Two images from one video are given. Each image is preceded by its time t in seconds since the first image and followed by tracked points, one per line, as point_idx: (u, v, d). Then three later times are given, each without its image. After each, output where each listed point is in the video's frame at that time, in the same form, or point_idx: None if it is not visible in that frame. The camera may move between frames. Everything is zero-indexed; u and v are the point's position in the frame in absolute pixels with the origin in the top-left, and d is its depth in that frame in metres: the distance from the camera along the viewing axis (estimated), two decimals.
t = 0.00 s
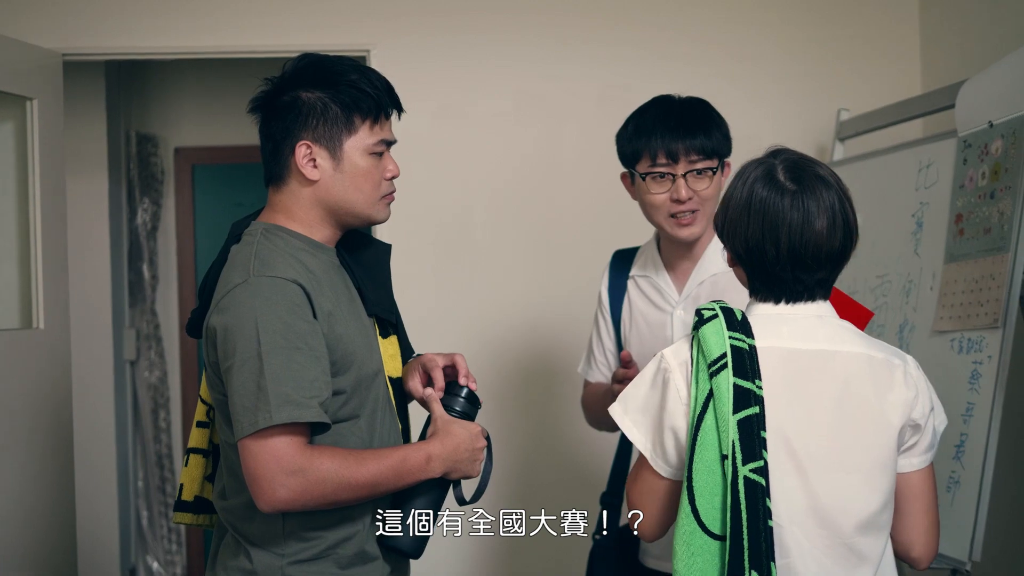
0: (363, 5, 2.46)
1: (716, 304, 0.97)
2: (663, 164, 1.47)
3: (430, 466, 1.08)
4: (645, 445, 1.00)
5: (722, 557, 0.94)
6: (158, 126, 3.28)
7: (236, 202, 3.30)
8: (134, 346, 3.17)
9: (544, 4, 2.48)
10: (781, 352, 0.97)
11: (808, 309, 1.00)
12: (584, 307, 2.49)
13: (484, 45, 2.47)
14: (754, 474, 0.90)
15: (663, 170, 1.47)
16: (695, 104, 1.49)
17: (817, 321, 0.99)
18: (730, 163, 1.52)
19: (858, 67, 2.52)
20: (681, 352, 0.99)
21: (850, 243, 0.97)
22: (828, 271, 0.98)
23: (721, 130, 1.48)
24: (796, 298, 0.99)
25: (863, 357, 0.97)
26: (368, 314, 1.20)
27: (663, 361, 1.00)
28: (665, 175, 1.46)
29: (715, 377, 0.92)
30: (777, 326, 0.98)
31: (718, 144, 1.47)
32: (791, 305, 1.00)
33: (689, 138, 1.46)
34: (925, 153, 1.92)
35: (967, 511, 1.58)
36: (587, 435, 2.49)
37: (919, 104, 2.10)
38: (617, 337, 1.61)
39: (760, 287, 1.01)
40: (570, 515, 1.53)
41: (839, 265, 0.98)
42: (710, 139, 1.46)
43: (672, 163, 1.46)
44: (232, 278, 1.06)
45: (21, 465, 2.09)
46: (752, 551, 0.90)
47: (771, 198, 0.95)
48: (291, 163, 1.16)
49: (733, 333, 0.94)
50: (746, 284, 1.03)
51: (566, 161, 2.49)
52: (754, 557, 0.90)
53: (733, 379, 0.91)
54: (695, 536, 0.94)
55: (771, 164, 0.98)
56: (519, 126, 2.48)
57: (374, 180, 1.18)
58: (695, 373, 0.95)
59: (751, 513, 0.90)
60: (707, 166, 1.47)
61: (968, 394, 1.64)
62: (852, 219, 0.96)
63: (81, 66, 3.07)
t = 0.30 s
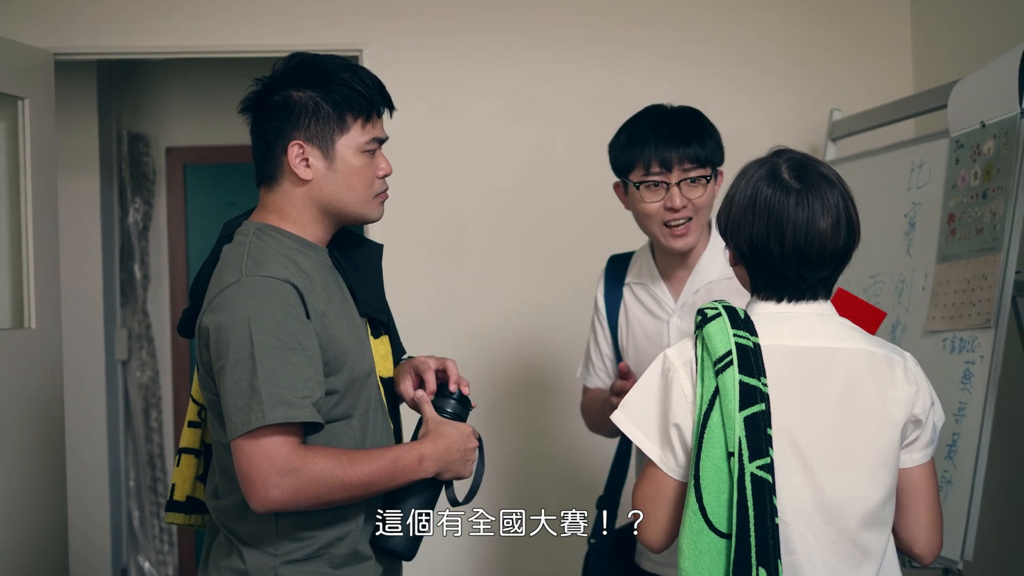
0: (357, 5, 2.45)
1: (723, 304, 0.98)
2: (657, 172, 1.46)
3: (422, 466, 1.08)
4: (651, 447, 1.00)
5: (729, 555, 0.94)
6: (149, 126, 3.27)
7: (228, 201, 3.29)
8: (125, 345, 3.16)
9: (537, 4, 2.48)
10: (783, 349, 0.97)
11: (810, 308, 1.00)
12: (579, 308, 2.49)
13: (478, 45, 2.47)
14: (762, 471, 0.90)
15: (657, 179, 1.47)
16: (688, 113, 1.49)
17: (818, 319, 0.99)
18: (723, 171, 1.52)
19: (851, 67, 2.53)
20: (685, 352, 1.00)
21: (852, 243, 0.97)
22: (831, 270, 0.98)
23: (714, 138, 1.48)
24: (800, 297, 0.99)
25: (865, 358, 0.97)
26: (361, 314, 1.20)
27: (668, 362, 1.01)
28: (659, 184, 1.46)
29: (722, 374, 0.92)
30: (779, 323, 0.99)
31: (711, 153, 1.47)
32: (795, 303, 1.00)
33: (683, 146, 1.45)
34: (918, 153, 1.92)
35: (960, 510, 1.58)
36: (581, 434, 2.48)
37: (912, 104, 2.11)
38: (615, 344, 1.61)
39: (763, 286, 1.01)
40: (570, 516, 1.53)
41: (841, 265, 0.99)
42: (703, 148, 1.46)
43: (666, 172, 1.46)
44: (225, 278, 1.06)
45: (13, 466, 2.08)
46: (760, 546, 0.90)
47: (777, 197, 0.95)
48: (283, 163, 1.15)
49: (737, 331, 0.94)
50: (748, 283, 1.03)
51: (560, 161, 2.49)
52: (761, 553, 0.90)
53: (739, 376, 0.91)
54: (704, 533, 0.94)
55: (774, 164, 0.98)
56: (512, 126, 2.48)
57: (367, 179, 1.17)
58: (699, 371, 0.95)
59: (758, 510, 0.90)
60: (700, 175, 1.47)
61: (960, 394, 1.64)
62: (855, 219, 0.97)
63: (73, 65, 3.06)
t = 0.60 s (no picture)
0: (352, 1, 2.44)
1: (705, 299, 0.98)
2: (656, 166, 1.46)
3: (415, 466, 1.08)
4: (634, 441, 1.00)
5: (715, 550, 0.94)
6: (143, 121, 3.25)
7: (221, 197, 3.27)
8: (118, 341, 3.15)
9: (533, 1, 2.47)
10: (767, 345, 0.97)
11: (789, 307, 0.99)
12: (573, 305, 2.49)
13: (474, 41, 2.46)
14: (751, 464, 0.91)
15: (656, 172, 1.46)
16: (686, 106, 1.49)
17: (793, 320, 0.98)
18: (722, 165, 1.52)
19: (846, 65, 2.53)
20: (671, 346, 1.00)
21: (834, 245, 0.97)
22: (812, 271, 0.98)
23: (713, 132, 1.49)
24: (779, 296, 0.99)
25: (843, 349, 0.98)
26: (355, 310, 1.19)
27: (652, 356, 1.00)
28: (658, 177, 1.46)
29: (709, 368, 0.93)
30: (764, 319, 0.98)
31: (710, 146, 1.47)
32: (773, 302, 0.99)
33: (683, 139, 1.46)
34: (913, 152, 1.92)
35: (953, 508, 1.59)
36: (575, 431, 2.48)
37: (907, 103, 2.11)
38: (613, 339, 1.60)
39: (744, 285, 1.00)
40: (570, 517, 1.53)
41: (823, 266, 0.99)
42: (703, 141, 1.47)
43: (666, 165, 1.46)
44: (219, 275, 1.05)
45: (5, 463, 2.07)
46: (751, 538, 0.90)
47: (761, 198, 0.95)
48: (277, 159, 1.14)
49: (722, 324, 0.94)
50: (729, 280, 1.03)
51: (555, 159, 2.48)
52: (753, 544, 0.90)
53: (726, 370, 0.92)
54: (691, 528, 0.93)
55: (760, 164, 0.98)
56: (508, 123, 2.47)
57: (361, 175, 1.17)
58: (687, 366, 0.96)
59: (749, 503, 0.91)
60: (700, 169, 1.47)
61: (954, 393, 1.65)
62: (837, 222, 0.97)
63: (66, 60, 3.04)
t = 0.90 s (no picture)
0: None
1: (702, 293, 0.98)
2: (678, 159, 1.46)
3: (415, 461, 1.08)
4: (642, 433, 0.97)
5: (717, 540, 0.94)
6: (141, 113, 3.24)
7: (220, 189, 3.26)
8: (116, 333, 3.14)
9: None
10: (770, 342, 0.97)
11: (772, 304, 1.00)
12: (572, 299, 2.49)
13: (473, 33, 2.46)
14: (756, 456, 0.93)
15: (677, 165, 1.46)
16: (700, 98, 1.49)
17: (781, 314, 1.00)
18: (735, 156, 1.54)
19: (845, 59, 2.53)
20: (673, 338, 0.98)
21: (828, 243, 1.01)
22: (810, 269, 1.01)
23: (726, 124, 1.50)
24: (779, 295, 1.00)
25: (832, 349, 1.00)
26: (355, 302, 1.19)
27: (656, 348, 0.98)
28: (680, 170, 1.45)
29: (716, 361, 0.93)
30: (753, 315, 0.98)
31: (727, 138, 1.49)
32: (767, 300, 1.00)
33: (704, 131, 1.46)
34: (912, 146, 1.92)
35: (953, 501, 1.59)
36: (573, 424, 2.48)
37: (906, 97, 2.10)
38: (612, 331, 1.60)
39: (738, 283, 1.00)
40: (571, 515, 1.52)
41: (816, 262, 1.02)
42: (721, 133, 1.48)
43: (686, 158, 1.46)
44: (221, 267, 1.05)
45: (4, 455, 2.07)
46: (751, 530, 0.93)
47: (773, 205, 0.95)
48: (279, 150, 1.14)
49: (728, 319, 0.95)
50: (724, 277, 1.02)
51: (554, 152, 2.48)
52: (755, 535, 0.93)
53: (733, 363, 0.93)
54: (696, 517, 0.94)
55: (767, 167, 0.97)
56: (506, 115, 2.46)
57: (362, 166, 1.16)
58: (694, 357, 0.95)
59: (752, 494, 0.92)
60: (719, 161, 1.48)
61: (954, 387, 1.65)
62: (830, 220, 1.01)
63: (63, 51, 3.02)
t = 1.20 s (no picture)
0: None
1: (752, 291, 1.07)
2: (688, 150, 1.46)
3: (422, 458, 1.08)
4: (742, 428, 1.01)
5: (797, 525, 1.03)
6: (144, 104, 3.24)
7: (223, 181, 3.27)
8: (119, 324, 3.13)
9: None
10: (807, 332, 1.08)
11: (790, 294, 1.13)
12: (576, 292, 2.49)
13: (477, 25, 2.45)
14: (824, 443, 1.03)
15: (687, 156, 1.46)
16: (716, 89, 1.49)
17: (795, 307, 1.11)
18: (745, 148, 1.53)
19: (850, 51, 2.52)
20: (740, 334, 1.04)
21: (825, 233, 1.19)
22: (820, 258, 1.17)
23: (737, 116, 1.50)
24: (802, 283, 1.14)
25: (850, 348, 1.12)
26: (362, 293, 1.19)
27: (729, 345, 1.03)
28: (689, 160, 1.46)
29: (788, 356, 1.02)
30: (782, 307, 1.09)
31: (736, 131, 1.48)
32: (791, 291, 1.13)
33: (714, 123, 1.46)
34: (917, 138, 1.92)
35: (957, 494, 1.60)
36: (577, 416, 2.49)
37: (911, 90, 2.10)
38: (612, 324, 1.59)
39: (775, 276, 1.12)
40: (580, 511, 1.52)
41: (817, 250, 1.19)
42: (732, 126, 1.47)
43: (697, 149, 1.46)
44: (229, 260, 1.05)
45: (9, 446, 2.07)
46: (826, 510, 1.03)
47: (822, 204, 1.09)
48: (287, 143, 1.14)
49: (786, 315, 1.05)
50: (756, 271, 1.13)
51: (558, 144, 2.47)
52: (830, 515, 1.03)
53: (801, 357, 1.03)
54: (782, 505, 1.02)
55: (808, 172, 1.10)
56: (511, 108, 2.46)
57: (369, 159, 1.16)
58: (768, 352, 1.03)
59: (824, 477, 1.03)
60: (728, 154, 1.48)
61: (959, 379, 1.65)
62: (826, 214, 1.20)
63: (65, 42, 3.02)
